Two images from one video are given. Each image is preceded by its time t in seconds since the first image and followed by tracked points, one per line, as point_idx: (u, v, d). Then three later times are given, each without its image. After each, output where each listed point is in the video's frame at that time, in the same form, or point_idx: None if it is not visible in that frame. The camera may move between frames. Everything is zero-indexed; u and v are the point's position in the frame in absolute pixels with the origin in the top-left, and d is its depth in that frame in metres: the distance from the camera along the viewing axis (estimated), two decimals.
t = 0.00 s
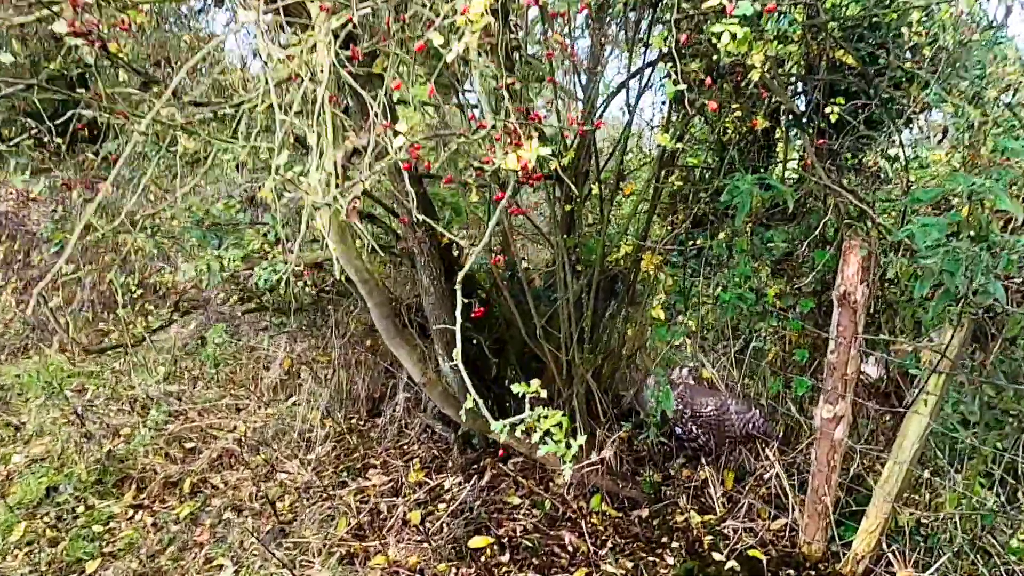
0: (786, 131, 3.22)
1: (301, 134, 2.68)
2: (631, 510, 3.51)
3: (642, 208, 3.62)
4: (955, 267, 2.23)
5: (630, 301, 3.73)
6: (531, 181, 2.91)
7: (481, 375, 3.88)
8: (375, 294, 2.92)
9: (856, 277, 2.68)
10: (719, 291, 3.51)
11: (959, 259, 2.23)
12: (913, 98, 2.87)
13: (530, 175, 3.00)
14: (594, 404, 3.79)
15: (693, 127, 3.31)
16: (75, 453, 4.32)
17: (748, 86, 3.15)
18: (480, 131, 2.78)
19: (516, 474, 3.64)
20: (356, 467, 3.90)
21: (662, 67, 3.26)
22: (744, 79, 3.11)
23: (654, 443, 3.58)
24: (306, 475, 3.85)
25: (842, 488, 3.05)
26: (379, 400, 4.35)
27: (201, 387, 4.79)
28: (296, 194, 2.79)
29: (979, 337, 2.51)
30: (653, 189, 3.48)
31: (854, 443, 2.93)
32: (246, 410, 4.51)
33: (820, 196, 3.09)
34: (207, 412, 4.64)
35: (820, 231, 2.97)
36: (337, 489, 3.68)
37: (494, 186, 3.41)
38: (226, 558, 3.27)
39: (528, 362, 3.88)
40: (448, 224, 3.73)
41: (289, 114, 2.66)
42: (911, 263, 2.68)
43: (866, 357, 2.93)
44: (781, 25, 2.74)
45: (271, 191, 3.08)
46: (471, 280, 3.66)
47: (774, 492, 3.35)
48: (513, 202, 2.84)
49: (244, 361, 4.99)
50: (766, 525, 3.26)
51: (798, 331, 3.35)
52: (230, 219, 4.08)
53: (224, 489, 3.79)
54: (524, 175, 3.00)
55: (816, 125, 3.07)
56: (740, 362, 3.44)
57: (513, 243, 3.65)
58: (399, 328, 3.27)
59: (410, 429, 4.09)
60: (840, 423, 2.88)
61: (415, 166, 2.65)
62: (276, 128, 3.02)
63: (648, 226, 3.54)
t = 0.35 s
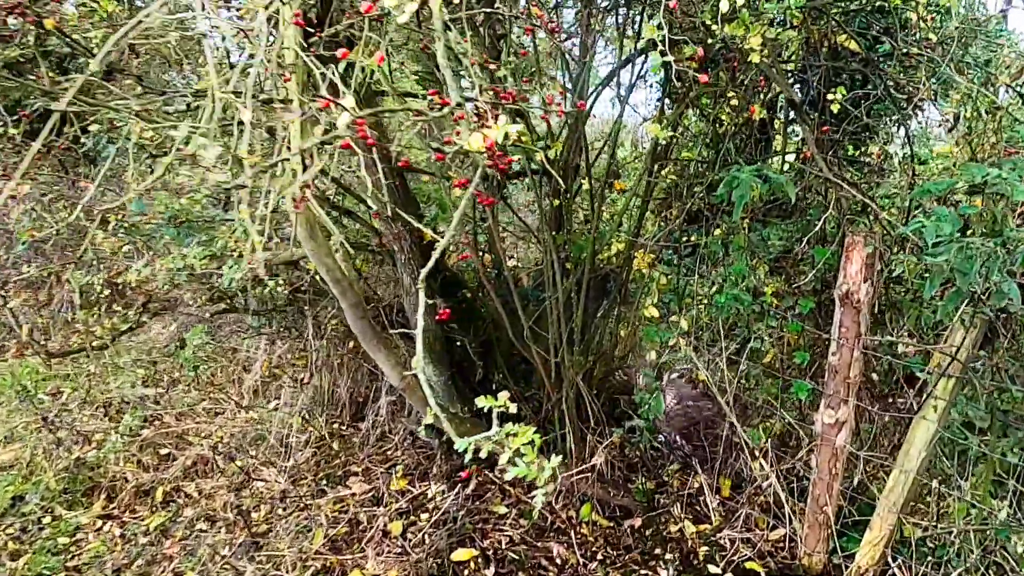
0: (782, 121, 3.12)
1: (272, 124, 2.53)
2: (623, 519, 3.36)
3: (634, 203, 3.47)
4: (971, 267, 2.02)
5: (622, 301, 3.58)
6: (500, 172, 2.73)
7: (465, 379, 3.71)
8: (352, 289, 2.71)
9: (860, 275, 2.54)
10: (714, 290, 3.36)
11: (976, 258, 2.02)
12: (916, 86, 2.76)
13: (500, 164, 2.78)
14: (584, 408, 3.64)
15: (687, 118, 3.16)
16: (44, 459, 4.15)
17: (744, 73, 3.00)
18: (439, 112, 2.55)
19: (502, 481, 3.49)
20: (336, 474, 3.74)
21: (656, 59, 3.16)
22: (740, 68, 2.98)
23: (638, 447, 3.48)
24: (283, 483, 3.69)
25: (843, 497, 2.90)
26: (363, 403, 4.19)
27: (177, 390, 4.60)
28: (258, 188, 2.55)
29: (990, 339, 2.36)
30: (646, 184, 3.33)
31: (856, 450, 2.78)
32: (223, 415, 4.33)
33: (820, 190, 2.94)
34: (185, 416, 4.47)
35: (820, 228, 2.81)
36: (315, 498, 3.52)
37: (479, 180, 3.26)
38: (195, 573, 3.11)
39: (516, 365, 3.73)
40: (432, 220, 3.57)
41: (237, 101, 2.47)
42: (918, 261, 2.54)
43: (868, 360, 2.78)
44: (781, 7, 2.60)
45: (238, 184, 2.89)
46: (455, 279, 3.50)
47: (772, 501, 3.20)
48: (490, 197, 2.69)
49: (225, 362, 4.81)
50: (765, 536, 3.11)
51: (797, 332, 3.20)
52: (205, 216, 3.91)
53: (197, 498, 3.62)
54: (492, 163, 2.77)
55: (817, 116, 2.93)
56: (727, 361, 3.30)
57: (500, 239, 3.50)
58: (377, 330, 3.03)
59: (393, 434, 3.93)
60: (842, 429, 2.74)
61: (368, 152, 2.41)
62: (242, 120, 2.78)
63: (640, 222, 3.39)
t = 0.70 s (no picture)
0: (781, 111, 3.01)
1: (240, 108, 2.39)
2: (614, 525, 3.22)
3: (626, 195, 3.33)
4: (987, 257, 1.88)
5: (614, 297, 3.44)
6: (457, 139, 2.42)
7: (449, 379, 3.55)
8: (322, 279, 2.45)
9: (863, 269, 2.39)
10: (708, 286, 3.21)
11: (994, 248, 1.87)
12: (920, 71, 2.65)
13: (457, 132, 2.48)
14: (574, 409, 3.49)
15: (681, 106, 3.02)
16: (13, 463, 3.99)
17: (740, 57, 2.88)
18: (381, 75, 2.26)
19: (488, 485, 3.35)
20: (316, 478, 3.59)
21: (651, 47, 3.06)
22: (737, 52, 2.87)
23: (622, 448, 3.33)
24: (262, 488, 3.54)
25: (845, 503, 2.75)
26: (346, 403, 4.04)
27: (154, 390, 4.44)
28: (220, 174, 2.40)
29: (1001, 336, 2.22)
30: (639, 175, 3.19)
31: (859, 454, 2.64)
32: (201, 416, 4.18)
33: (821, 179, 2.81)
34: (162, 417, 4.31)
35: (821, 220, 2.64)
36: (293, 504, 3.38)
37: (462, 171, 3.13)
38: None
39: (504, 364, 3.59)
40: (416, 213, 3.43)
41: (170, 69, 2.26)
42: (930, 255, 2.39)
43: (871, 358, 2.65)
44: None
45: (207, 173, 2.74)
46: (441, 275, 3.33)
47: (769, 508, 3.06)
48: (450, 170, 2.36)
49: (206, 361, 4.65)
50: (762, 544, 2.97)
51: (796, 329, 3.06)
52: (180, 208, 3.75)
53: (171, 503, 3.47)
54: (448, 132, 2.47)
55: (817, 103, 2.80)
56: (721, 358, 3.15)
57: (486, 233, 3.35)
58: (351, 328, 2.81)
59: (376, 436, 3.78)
60: (843, 431, 2.59)
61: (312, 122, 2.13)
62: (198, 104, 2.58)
63: (633, 215, 3.25)
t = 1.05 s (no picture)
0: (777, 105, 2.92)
1: (204, 96, 2.27)
2: (603, 535, 3.08)
3: (617, 190, 3.21)
4: (997, 251, 1.75)
5: (604, 296, 3.31)
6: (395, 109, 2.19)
7: (432, 382, 3.41)
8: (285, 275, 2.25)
9: (862, 266, 2.28)
10: (701, 284, 3.08)
11: (1005, 242, 1.74)
12: (922, 58, 2.53)
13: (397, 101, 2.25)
14: (562, 413, 3.36)
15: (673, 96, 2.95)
16: None
17: (735, 45, 2.80)
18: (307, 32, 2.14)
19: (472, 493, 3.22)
20: (293, 485, 3.46)
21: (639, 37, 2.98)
22: (732, 37, 2.80)
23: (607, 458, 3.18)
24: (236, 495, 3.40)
25: (844, 513, 2.62)
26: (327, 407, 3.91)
27: (133, 392, 4.31)
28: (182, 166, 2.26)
29: (1010, 336, 2.10)
30: (629, 168, 3.06)
31: (858, 461, 2.51)
32: (178, 420, 4.04)
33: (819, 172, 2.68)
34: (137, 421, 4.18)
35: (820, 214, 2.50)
36: (268, 513, 3.25)
37: (444, 165, 3.00)
38: None
39: (490, 367, 3.46)
40: (398, 209, 3.29)
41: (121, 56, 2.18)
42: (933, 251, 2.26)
43: (872, 359, 2.52)
44: None
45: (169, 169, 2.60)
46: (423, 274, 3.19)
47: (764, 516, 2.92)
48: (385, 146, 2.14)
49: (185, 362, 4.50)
50: (757, 555, 2.84)
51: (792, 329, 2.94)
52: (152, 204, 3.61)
53: (141, 512, 3.35)
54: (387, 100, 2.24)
55: (814, 93, 2.69)
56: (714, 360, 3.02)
57: (470, 230, 3.22)
58: (323, 329, 2.55)
59: (358, 441, 3.65)
60: (842, 437, 2.47)
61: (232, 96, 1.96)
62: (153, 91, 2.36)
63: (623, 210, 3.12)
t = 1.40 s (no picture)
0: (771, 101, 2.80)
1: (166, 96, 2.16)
2: (590, 547, 2.97)
3: (605, 189, 3.09)
4: (1005, 253, 1.62)
5: (592, 299, 3.19)
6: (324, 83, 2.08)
7: (415, 388, 3.30)
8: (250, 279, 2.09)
9: (859, 268, 2.18)
10: (693, 287, 2.96)
11: (1013, 242, 1.61)
12: (921, 50, 2.41)
13: (321, 80, 2.14)
14: (549, 421, 3.24)
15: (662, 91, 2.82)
16: None
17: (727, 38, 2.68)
18: None
19: (455, 503, 3.11)
20: (270, 496, 3.34)
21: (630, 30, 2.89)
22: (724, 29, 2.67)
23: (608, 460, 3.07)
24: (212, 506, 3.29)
25: (840, 526, 2.51)
26: (309, 413, 3.79)
27: (111, 398, 4.19)
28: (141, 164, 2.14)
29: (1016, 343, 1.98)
30: (618, 166, 2.94)
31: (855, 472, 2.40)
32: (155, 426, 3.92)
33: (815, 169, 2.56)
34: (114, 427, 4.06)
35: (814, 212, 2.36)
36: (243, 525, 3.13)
37: (424, 163, 2.87)
38: None
39: (475, 372, 3.34)
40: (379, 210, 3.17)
41: (61, 43, 2.09)
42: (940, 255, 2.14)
43: (869, 366, 2.41)
44: None
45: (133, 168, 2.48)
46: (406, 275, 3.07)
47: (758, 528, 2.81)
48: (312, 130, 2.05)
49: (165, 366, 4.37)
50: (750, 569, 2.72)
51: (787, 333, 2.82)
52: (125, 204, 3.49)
53: (112, 524, 3.23)
54: (309, 78, 2.13)
55: (810, 88, 2.57)
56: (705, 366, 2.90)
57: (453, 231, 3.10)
58: (293, 334, 2.40)
59: (339, 449, 3.53)
60: (838, 447, 2.37)
61: (138, 84, 1.80)
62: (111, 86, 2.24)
63: (611, 210, 3.00)
